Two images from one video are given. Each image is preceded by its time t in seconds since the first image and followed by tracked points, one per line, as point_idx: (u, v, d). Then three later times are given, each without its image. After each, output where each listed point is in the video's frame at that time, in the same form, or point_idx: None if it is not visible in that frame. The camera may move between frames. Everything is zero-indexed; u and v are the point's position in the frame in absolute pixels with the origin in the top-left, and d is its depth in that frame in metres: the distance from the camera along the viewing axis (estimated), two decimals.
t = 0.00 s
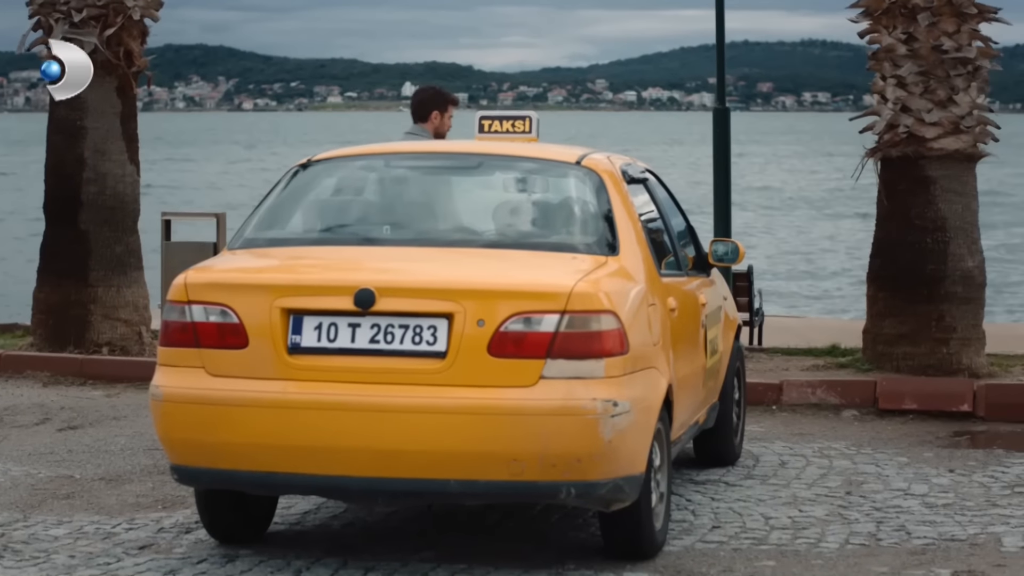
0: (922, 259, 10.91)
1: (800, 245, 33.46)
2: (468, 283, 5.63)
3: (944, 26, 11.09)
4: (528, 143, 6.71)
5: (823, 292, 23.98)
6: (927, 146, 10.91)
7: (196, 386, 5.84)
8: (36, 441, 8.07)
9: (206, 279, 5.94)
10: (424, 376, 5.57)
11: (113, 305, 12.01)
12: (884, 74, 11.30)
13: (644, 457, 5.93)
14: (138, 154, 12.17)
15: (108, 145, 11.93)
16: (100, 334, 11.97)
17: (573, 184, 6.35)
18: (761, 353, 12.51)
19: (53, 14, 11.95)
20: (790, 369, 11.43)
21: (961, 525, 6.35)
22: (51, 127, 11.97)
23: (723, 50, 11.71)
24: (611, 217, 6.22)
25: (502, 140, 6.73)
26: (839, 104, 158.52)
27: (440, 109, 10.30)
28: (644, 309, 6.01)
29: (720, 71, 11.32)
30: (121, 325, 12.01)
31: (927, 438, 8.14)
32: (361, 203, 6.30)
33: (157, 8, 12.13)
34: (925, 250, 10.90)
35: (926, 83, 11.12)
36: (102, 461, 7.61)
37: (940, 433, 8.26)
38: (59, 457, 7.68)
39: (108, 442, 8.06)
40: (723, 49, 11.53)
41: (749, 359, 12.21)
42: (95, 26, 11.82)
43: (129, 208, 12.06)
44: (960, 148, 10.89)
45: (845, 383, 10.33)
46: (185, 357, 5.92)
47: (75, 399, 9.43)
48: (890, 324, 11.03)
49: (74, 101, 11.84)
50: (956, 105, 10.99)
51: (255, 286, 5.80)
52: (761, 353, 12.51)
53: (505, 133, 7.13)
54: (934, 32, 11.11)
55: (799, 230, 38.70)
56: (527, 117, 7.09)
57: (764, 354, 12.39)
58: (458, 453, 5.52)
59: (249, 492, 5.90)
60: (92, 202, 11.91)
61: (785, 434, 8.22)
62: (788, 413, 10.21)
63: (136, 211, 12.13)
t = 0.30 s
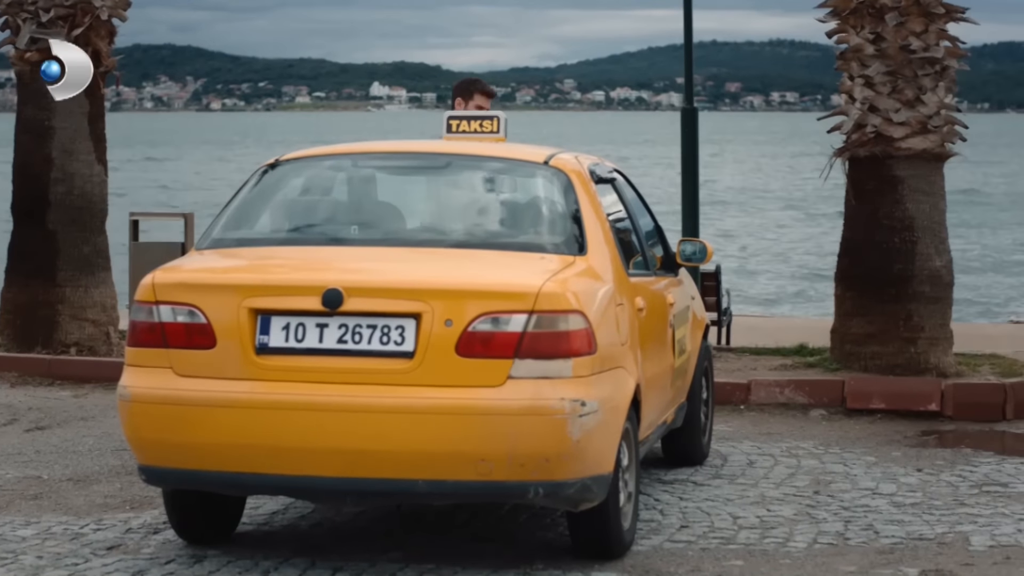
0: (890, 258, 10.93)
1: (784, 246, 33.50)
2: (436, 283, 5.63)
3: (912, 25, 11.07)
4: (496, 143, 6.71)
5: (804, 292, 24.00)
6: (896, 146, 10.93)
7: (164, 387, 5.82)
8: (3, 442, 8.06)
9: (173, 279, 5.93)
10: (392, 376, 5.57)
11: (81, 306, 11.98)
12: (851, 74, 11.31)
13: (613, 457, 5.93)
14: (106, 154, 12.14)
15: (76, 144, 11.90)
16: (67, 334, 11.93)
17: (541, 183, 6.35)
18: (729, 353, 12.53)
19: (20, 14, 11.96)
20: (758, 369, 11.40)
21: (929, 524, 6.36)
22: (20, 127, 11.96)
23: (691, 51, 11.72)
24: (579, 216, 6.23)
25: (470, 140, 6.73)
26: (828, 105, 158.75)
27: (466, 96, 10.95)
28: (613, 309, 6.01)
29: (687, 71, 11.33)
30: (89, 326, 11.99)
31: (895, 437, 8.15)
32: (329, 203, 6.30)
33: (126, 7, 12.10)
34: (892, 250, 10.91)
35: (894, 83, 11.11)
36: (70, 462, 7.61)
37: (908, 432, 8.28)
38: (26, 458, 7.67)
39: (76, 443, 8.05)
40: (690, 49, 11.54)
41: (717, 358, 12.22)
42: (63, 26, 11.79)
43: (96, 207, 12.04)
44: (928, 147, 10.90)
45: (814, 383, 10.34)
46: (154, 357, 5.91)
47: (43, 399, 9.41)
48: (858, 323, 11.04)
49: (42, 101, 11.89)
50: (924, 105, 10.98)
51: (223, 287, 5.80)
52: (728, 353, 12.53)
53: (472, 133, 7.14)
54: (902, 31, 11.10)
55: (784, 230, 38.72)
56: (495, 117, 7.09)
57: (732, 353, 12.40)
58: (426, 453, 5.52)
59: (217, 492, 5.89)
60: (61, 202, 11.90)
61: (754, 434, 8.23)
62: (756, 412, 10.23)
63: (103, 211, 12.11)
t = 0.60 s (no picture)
0: (859, 258, 10.95)
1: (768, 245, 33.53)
2: (406, 282, 5.62)
3: (881, 25, 11.09)
4: (465, 143, 6.71)
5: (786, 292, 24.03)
6: (865, 145, 10.95)
7: (133, 387, 5.80)
8: None
9: (142, 279, 5.90)
10: (362, 376, 5.57)
11: (50, 306, 11.94)
12: (820, 74, 11.29)
13: (582, 457, 5.94)
14: (75, 154, 12.20)
15: (45, 145, 11.93)
16: (36, 334, 11.91)
17: (510, 183, 6.36)
18: (698, 352, 12.55)
19: None
20: (726, 369, 11.37)
21: (898, 523, 6.38)
22: None
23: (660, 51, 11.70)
24: (548, 217, 6.23)
25: (440, 140, 6.73)
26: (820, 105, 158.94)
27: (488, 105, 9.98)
28: (582, 309, 6.01)
29: (658, 71, 11.32)
30: (58, 326, 11.95)
31: (864, 437, 8.18)
32: (298, 203, 6.30)
33: (93, 7, 12.05)
34: (861, 250, 10.94)
35: (863, 83, 11.13)
36: (39, 462, 7.60)
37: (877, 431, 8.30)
38: None
39: (45, 443, 8.05)
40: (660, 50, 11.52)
41: (686, 358, 12.23)
42: (32, 25, 11.70)
43: (65, 207, 12.04)
44: (897, 147, 10.93)
45: (783, 383, 10.36)
46: (122, 357, 5.88)
47: (13, 399, 9.40)
48: (828, 322, 11.05)
49: (10, 101, 11.85)
50: (893, 104, 10.99)
51: (192, 287, 5.78)
52: (698, 352, 12.55)
53: (441, 132, 7.14)
54: (872, 31, 11.11)
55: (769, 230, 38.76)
56: (464, 117, 7.10)
57: (702, 352, 12.41)
58: (395, 453, 5.51)
59: (186, 493, 5.87)
60: (29, 203, 11.90)
61: (723, 433, 8.24)
62: (726, 412, 10.24)
63: (72, 211, 12.11)
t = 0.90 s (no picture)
0: (825, 257, 10.95)
1: (750, 245, 33.57)
2: (370, 282, 5.62)
3: (846, 24, 11.10)
4: (430, 143, 6.71)
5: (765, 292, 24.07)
6: (830, 145, 10.94)
7: (98, 387, 5.77)
8: None
9: (106, 279, 5.89)
10: (326, 376, 5.56)
11: (16, 307, 11.93)
12: (785, 74, 11.30)
13: (547, 456, 5.94)
14: (40, 154, 12.14)
15: (9, 144, 11.88)
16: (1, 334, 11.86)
17: (475, 183, 6.36)
18: (663, 351, 12.56)
19: None
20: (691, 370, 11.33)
21: (863, 522, 6.39)
22: None
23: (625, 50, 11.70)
24: (513, 217, 6.23)
25: (404, 140, 6.73)
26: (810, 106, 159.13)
27: (541, 101, 10.63)
28: (547, 308, 6.02)
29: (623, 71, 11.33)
30: (23, 326, 11.93)
31: (829, 436, 8.21)
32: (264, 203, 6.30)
33: (59, 8, 12.07)
34: (828, 249, 10.94)
35: (828, 83, 11.14)
36: (2, 463, 7.59)
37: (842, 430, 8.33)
38: None
39: (9, 444, 8.04)
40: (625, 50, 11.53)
41: (651, 357, 12.24)
42: None
43: (31, 207, 12.02)
44: (862, 147, 10.93)
45: (748, 382, 10.39)
46: (87, 357, 5.86)
47: None
48: (793, 321, 11.07)
49: None
50: (857, 104, 11.03)
51: (156, 287, 5.76)
52: (663, 352, 12.56)
53: (406, 132, 7.15)
54: (836, 31, 11.12)
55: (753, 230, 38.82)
56: (429, 117, 7.11)
57: (667, 352, 12.41)
58: (360, 453, 5.50)
59: (151, 493, 5.85)
60: None
61: (688, 432, 8.26)
62: (691, 411, 10.26)
63: (37, 211, 12.08)
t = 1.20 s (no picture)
0: (794, 256, 10.98)
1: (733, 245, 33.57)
2: (340, 282, 5.61)
3: (815, 24, 11.10)
4: (400, 143, 6.71)
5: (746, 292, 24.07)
6: (798, 145, 10.97)
7: (67, 388, 5.75)
8: None
9: (75, 279, 5.87)
10: (296, 376, 5.55)
11: None
12: (754, 74, 11.28)
13: (517, 456, 5.94)
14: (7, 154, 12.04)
15: None
16: None
17: (445, 183, 6.36)
18: (634, 351, 12.56)
19: None
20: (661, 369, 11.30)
21: (832, 522, 6.40)
22: None
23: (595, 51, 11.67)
24: (483, 218, 6.23)
25: (373, 140, 6.73)
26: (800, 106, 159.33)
27: (582, 111, 10.00)
28: (516, 308, 6.02)
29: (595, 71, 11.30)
30: None
31: (799, 435, 8.22)
32: (233, 203, 6.30)
33: (27, 7, 12.11)
34: (797, 248, 10.97)
35: (797, 82, 11.14)
36: None
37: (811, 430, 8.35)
38: None
39: None
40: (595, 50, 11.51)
41: (622, 357, 12.25)
42: None
43: None
44: (830, 147, 10.97)
45: (717, 381, 10.40)
46: (56, 358, 5.83)
47: None
48: (762, 321, 11.08)
49: None
50: (826, 104, 11.05)
51: (125, 287, 5.75)
52: (633, 351, 12.56)
53: (375, 132, 7.16)
54: (805, 30, 11.12)
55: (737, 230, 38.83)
56: (399, 116, 7.12)
57: (637, 352, 12.40)
58: (330, 452, 5.49)
59: (121, 493, 5.83)
60: None
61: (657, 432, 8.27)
62: (660, 410, 10.27)
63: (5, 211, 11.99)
